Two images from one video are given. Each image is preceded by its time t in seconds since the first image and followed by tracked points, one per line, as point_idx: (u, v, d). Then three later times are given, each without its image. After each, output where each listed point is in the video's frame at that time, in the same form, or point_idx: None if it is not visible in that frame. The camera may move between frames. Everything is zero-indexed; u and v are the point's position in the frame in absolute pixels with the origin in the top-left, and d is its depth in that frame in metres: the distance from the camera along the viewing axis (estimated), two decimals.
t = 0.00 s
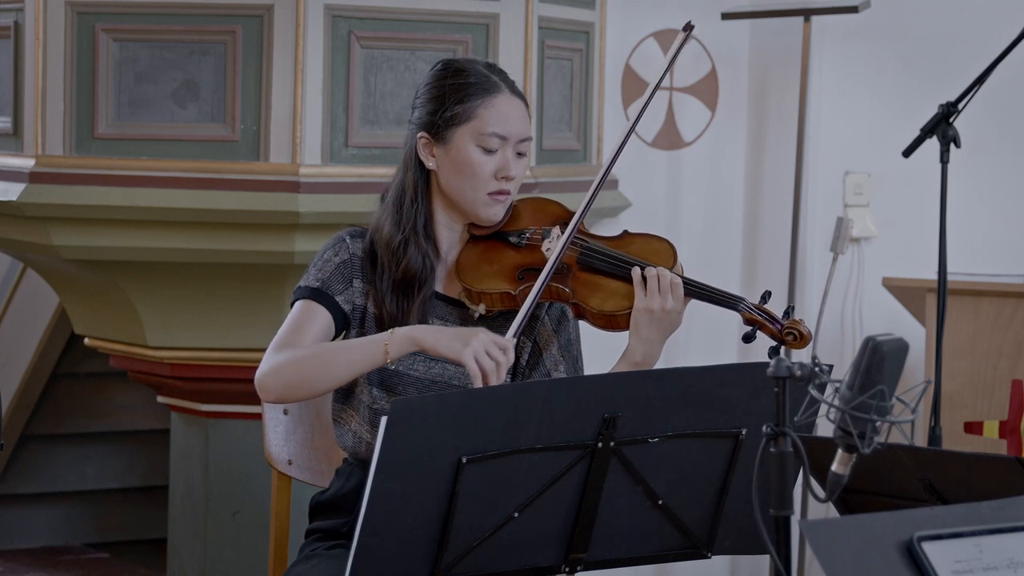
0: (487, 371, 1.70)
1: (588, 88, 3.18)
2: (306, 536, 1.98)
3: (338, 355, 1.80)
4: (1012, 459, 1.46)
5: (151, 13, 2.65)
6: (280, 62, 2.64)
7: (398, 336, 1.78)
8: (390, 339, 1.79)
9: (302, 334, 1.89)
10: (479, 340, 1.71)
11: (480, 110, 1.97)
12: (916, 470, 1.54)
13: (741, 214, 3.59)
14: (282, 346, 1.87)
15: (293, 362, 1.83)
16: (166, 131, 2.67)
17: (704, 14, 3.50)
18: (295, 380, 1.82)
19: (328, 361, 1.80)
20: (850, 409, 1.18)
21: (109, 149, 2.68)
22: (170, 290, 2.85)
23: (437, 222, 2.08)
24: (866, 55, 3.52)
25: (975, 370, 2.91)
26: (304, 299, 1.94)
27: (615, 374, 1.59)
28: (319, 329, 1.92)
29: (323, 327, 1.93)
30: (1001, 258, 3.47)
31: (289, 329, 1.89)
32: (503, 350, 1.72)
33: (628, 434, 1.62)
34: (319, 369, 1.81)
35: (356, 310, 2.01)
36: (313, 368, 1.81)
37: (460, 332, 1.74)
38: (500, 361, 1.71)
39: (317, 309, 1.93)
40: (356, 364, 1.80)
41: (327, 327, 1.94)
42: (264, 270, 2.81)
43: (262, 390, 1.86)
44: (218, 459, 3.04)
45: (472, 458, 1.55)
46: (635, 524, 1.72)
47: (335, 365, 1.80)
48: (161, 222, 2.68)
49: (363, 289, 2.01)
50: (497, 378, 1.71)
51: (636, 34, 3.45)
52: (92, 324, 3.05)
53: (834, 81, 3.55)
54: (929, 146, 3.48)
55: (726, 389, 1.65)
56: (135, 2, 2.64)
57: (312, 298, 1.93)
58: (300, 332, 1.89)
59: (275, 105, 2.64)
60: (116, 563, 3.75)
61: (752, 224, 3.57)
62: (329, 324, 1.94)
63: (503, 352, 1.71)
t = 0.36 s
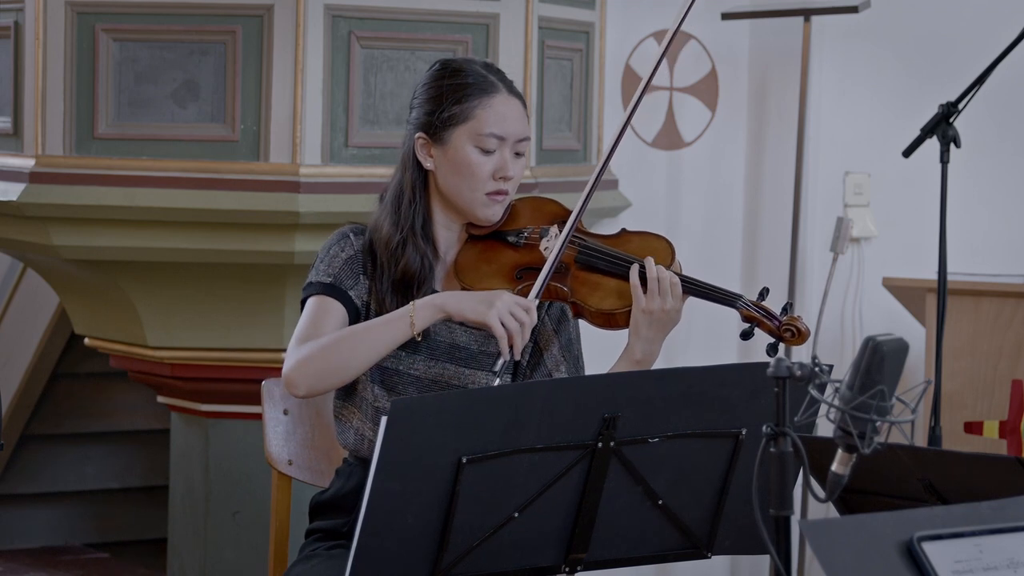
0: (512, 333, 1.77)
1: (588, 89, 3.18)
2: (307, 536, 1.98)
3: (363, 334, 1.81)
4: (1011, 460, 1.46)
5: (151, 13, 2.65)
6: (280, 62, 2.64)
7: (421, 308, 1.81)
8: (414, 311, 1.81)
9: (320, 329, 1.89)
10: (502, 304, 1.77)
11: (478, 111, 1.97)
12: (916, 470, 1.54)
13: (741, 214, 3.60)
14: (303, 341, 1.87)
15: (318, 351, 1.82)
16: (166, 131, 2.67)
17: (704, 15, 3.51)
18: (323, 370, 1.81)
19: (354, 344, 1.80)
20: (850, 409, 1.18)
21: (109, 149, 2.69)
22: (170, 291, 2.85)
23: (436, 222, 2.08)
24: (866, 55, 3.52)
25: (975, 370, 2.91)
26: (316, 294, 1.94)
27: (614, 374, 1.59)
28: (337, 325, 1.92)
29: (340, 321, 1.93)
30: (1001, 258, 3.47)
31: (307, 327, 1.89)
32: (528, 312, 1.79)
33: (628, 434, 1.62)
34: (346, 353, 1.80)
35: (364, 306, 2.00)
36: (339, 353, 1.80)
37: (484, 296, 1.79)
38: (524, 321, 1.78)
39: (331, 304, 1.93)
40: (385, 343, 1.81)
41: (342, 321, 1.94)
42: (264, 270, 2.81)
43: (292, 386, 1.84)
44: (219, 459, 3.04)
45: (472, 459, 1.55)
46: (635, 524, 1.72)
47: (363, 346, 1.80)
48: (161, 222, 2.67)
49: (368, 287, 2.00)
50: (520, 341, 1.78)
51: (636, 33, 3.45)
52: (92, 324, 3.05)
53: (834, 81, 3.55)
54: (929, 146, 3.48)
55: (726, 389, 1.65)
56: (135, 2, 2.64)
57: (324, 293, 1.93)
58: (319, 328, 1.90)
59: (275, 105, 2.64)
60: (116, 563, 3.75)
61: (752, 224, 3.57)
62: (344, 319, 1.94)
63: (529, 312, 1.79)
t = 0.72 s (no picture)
0: (527, 302, 1.83)
1: (588, 89, 3.18)
2: (307, 536, 1.98)
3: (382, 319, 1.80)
4: (1011, 460, 1.46)
5: (150, 13, 2.65)
6: (280, 63, 2.64)
7: (437, 282, 1.84)
8: (429, 286, 1.83)
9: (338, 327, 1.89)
10: (517, 273, 1.83)
11: (475, 110, 1.97)
12: (916, 470, 1.54)
13: (741, 213, 3.60)
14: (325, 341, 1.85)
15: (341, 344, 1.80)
16: (165, 131, 2.67)
17: (704, 15, 3.51)
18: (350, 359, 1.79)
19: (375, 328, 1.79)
20: (850, 409, 1.18)
21: (109, 150, 2.69)
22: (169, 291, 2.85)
23: (434, 222, 2.08)
24: (866, 55, 3.52)
25: (976, 370, 2.91)
26: (328, 293, 1.94)
27: (613, 373, 1.59)
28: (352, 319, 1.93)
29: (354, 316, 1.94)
30: (1001, 257, 3.47)
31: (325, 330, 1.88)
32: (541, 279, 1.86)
33: (628, 434, 1.62)
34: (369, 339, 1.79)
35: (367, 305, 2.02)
36: (362, 339, 1.79)
37: (497, 265, 1.85)
38: (536, 289, 1.84)
39: (344, 302, 1.93)
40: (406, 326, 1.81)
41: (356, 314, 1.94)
42: (264, 270, 2.81)
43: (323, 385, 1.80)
44: (219, 459, 3.04)
45: (472, 459, 1.55)
46: (635, 524, 1.72)
47: (385, 331, 1.79)
48: (161, 222, 2.67)
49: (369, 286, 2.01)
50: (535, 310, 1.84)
51: (636, 34, 3.45)
52: (92, 324, 3.05)
53: (834, 81, 3.56)
54: (929, 146, 3.48)
55: (725, 389, 1.65)
56: (135, 2, 2.64)
57: (337, 292, 1.94)
58: (337, 326, 1.90)
59: (275, 105, 2.65)
60: (116, 563, 3.75)
61: (752, 224, 3.57)
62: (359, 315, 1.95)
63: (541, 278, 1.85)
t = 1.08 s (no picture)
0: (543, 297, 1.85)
1: (587, 89, 3.18)
2: (306, 536, 1.98)
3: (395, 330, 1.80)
4: (1010, 460, 1.46)
5: (150, 13, 2.65)
6: (279, 63, 2.64)
7: (448, 293, 1.83)
8: (441, 296, 1.82)
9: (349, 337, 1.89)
10: (528, 272, 1.84)
11: (474, 107, 1.97)
12: (915, 470, 1.54)
13: (740, 213, 3.60)
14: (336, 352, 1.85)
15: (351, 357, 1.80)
16: (165, 130, 2.67)
17: (703, 15, 3.51)
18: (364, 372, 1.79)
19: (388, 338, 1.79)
20: (849, 408, 1.18)
21: (109, 149, 2.69)
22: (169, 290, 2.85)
23: (432, 220, 2.08)
24: (865, 55, 3.52)
25: (975, 370, 2.91)
26: (332, 300, 1.93)
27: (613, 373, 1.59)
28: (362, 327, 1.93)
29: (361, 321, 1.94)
30: (1001, 257, 3.48)
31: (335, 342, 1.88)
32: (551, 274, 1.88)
33: (627, 434, 1.62)
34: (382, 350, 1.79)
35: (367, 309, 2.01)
36: (374, 351, 1.79)
37: (506, 266, 1.85)
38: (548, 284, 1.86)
39: (349, 307, 1.93)
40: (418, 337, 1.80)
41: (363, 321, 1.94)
42: (264, 270, 2.81)
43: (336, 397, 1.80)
44: (219, 458, 3.04)
45: (471, 459, 1.55)
46: (635, 523, 1.72)
47: (399, 342, 1.79)
48: (160, 221, 2.67)
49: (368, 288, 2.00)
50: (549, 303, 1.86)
51: (636, 33, 3.45)
52: (91, 324, 3.05)
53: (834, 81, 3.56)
54: (929, 146, 3.48)
55: (725, 389, 1.65)
56: (135, 2, 2.64)
57: (341, 297, 1.93)
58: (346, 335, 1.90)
59: (275, 105, 2.65)
60: (115, 563, 3.75)
61: (751, 224, 3.58)
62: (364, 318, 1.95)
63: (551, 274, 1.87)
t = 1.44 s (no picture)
0: (530, 323, 1.82)
1: (587, 89, 3.18)
2: (307, 536, 1.98)
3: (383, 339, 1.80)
4: (1011, 460, 1.46)
5: (150, 13, 2.65)
6: (280, 63, 2.64)
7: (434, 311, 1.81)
8: (429, 313, 1.80)
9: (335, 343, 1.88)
10: (518, 297, 1.81)
11: (476, 107, 1.97)
12: (916, 470, 1.54)
13: (741, 211, 3.60)
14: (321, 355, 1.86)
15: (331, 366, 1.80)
16: (165, 131, 2.67)
17: (704, 16, 3.51)
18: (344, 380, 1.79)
19: (374, 349, 1.79)
20: (850, 409, 1.18)
21: (109, 150, 2.69)
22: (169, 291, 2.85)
23: (433, 220, 2.08)
24: (866, 56, 3.52)
25: (975, 370, 2.92)
26: (323, 302, 1.94)
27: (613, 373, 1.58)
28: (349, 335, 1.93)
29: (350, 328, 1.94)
30: (1001, 257, 3.47)
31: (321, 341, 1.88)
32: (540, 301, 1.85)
33: (627, 434, 1.62)
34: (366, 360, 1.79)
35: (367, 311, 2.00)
36: (357, 360, 1.79)
37: (499, 291, 1.82)
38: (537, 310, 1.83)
39: (339, 311, 1.93)
40: (405, 352, 1.80)
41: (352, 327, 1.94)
42: (265, 270, 2.81)
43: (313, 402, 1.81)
44: (219, 459, 3.04)
45: (472, 459, 1.54)
46: (635, 524, 1.72)
47: (381, 354, 1.78)
48: (161, 222, 2.67)
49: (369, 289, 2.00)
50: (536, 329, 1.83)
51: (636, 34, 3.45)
52: (91, 324, 3.04)
53: (835, 82, 3.56)
54: (929, 147, 3.48)
55: (725, 389, 1.65)
56: (135, 2, 2.64)
57: (330, 300, 1.94)
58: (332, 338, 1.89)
59: (275, 106, 2.65)
60: (115, 563, 3.75)
61: (751, 224, 3.58)
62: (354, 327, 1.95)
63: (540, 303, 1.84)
